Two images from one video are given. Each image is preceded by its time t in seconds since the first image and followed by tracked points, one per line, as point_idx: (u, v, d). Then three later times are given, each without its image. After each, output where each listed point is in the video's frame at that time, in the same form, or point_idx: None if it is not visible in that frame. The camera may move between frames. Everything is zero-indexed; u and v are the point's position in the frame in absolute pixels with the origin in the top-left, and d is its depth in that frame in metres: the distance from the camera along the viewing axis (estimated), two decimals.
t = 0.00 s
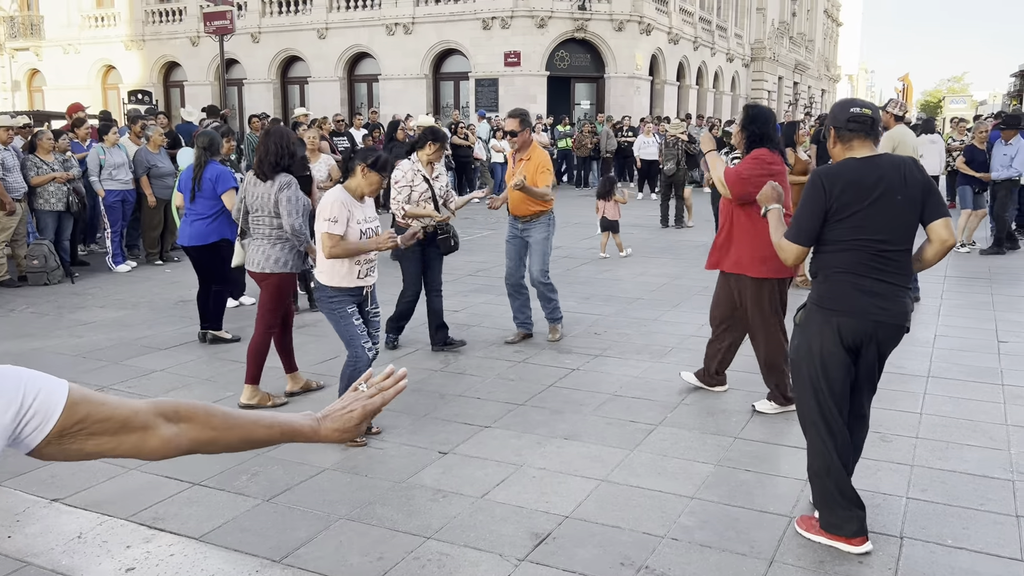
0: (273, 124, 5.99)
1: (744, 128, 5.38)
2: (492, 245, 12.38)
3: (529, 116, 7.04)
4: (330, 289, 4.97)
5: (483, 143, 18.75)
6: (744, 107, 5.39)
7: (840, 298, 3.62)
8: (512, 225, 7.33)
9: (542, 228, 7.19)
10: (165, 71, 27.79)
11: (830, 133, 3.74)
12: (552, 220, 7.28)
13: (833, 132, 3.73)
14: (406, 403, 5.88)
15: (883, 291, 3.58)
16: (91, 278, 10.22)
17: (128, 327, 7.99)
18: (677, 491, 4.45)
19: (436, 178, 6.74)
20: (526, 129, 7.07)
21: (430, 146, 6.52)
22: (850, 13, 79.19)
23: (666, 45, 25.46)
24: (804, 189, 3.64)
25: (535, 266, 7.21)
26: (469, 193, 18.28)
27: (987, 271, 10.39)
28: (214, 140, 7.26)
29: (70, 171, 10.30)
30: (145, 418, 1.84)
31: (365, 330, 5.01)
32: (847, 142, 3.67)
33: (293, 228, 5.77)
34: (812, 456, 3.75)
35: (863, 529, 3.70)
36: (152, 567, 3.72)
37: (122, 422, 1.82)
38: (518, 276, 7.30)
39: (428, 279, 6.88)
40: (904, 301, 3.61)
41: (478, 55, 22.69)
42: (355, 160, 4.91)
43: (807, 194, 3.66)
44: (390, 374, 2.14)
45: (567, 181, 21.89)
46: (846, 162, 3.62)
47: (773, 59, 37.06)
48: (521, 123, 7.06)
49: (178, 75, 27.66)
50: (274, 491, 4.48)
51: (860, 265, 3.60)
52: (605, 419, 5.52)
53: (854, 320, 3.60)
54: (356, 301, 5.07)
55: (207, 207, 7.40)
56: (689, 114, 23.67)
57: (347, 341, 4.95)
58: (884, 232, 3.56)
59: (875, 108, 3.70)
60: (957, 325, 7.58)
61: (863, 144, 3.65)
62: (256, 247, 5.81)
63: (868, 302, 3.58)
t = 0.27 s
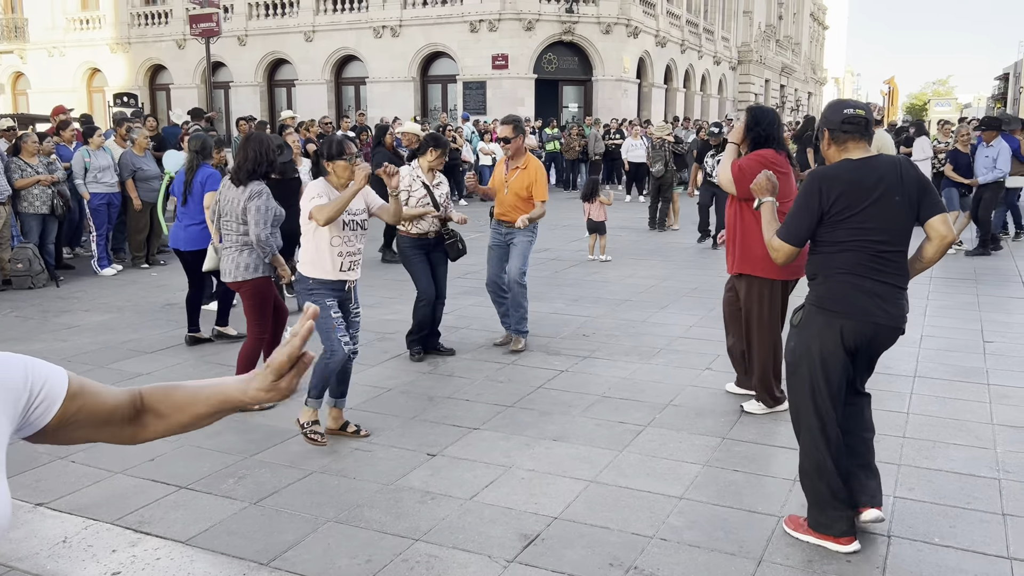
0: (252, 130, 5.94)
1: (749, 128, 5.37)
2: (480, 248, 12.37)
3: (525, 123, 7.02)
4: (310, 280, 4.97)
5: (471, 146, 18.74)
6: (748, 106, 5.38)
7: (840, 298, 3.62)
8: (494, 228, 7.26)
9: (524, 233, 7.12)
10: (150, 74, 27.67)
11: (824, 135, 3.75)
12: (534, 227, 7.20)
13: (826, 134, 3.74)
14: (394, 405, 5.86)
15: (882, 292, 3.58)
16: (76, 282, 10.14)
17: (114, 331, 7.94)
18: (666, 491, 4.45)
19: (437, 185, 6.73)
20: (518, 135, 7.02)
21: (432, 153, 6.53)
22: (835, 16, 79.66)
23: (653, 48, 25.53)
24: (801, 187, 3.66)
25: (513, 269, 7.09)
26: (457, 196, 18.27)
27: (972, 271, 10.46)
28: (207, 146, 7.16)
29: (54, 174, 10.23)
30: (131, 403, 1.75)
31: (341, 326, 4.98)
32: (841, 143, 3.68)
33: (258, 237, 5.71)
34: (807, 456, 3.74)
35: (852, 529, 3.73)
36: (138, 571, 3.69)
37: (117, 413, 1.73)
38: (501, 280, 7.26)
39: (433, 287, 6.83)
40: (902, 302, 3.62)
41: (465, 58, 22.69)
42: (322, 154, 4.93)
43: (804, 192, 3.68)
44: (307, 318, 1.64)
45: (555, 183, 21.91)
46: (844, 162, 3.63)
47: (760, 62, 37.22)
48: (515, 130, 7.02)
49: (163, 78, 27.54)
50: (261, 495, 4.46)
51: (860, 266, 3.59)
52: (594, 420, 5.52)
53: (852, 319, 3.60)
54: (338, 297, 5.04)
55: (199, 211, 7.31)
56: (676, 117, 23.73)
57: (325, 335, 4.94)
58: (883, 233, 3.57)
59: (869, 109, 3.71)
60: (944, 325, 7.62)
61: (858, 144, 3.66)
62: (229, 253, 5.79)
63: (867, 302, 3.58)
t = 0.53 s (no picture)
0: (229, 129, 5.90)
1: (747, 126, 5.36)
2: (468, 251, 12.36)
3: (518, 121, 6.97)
4: (281, 290, 4.89)
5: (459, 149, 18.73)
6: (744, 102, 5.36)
7: (846, 297, 3.54)
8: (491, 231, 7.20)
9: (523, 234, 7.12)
10: (136, 78, 27.53)
11: (827, 129, 3.69)
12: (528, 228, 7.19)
13: (830, 128, 3.68)
14: (382, 409, 5.84)
15: (884, 290, 3.52)
16: (62, 287, 10.07)
17: (100, 336, 7.87)
18: (655, 493, 4.46)
19: (435, 184, 6.70)
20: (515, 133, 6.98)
21: (433, 151, 6.55)
22: (821, 20, 80.12)
23: (641, 51, 25.60)
24: (803, 182, 3.59)
25: (512, 274, 7.10)
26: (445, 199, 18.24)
27: (958, 272, 10.53)
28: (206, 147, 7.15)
29: (39, 178, 10.14)
30: (113, 421, 1.78)
31: (305, 346, 4.87)
32: (842, 136, 3.63)
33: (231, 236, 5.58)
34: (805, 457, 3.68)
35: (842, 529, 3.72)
36: None
37: (101, 431, 1.77)
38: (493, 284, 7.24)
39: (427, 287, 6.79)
40: (904, 302, 3.55)
41: (453, 61, 22.68)
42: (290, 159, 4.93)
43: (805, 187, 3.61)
44: (271, 342, 1.64)
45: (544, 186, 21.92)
46: (847, 157, 3.58)
47: (747, 65, 37.37)
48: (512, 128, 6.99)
49: (150, 81, 27.41)
50: (248, 500, 4.43)
51: (865, 264, 3.53)
52: (583, 423, 5.52)
53: (854, 318, 3.52)
54: (307, 313, 4.95)
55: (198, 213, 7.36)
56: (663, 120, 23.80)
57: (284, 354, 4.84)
58: (887, 232, 3.52)
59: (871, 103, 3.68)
60: (930, 326, 7.66)
61: (859, 139, 3.62)
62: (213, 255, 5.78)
63: (870, 300, 3.51)
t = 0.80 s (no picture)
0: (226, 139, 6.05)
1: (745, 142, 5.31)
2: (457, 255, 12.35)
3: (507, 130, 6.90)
4: (257, 305, 4.89)
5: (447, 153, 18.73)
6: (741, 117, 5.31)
7: (852, 303, 3.52)
8: (492, 242, 6.99)
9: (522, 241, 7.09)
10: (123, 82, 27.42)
11: (835, 133, 3.69)
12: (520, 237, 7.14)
13: (838, 132, 3.68)
14: (371, 414, 5.83)
15: (885, 299, 3.51)
16: (48, 293, 10.00)
17: (86, 342, 7.83)
18: (643, 497, 4.46)
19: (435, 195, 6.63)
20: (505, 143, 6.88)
21: (428, 162, 6.49)
22: (808, 23, 80.47)
23: (628, 54, 25.67)
24: (808, 187, 3.58)
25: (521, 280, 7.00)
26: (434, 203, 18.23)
27: (944, 274, 10.60)
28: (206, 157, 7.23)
29: (25, 183, 10.08)
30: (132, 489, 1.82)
31: (286, 359, 4.85)
32: (850, 140, 3.63)
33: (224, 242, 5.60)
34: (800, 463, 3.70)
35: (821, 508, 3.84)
36: None
37: (119, 482, 1.81)
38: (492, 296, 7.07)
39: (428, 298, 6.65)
40: (907, 311, 3.53)
41: (442, 64, 22.68)
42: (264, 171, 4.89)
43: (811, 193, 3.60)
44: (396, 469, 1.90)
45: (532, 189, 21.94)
46: (853, 161, 3.57)
47: (734, 68, 37.52)
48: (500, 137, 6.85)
49: (136, 86, 27.30)
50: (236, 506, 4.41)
51: (872, 269, 3.51)
52: (572, 427, 5.52)
53: (855, 327, 3.51)
54: (285, 327, 4.94)
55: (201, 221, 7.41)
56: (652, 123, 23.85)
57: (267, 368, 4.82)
58: (892, 236, 3.52)
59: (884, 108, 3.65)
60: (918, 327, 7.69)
61: (867, 143, 3.61)
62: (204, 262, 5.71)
63: (871, 309, 3.50)
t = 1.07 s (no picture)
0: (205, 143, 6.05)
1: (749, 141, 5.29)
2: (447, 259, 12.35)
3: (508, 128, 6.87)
4: (249, 317, 4.86)
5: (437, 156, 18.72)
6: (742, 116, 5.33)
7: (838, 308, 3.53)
8: (505, 242, 6.91)
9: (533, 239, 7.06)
10: (112, 87, 27.32)
11: (826, 139, 3.67)
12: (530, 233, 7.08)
13: (829, 137, 3.66)
14: (360, 421, 5.82)
15: (875, 305, 3.51)
16: (35, 300, 9.95)
17: (75, 349, 7.79)
18: (633, 502, 4.46)
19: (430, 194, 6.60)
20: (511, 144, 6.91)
21: (421, 161, 6.44)
22: (797, 24, 80.81)
23: (618, 57, 25.71)
24: (802, 190, 3.57)
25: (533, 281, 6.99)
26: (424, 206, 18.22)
27: (932, 275, 10.65)
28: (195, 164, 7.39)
29: (12, 190, 10.01)
30: (64, 483, 1.68)
31: (277, 370, 4.83)
32: (843, 145, 3.60)
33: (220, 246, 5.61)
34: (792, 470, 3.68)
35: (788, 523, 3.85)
36: None
37: (51, 491, 1.66)
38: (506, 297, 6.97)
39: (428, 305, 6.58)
40: (897, 317, 3.54)
41: (431, 68, 22.68)
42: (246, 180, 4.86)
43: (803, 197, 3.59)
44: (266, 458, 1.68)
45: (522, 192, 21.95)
46: (846, 166, 3.57)
47: (723, 70, 37.63)
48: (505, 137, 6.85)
49: (125, 90, 27.20)
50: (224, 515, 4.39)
51: (858, 275, 3.52)
52: (563, 432, 5.52)
53: (846, 333, 3.52)
54: (276, 338, 4.91)
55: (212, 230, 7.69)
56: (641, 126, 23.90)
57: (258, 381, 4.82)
58: (880, 243, 3.53)
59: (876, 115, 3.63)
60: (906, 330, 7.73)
61: (858, 148, 3.58)
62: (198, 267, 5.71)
63: (862, 314, 3.50)
